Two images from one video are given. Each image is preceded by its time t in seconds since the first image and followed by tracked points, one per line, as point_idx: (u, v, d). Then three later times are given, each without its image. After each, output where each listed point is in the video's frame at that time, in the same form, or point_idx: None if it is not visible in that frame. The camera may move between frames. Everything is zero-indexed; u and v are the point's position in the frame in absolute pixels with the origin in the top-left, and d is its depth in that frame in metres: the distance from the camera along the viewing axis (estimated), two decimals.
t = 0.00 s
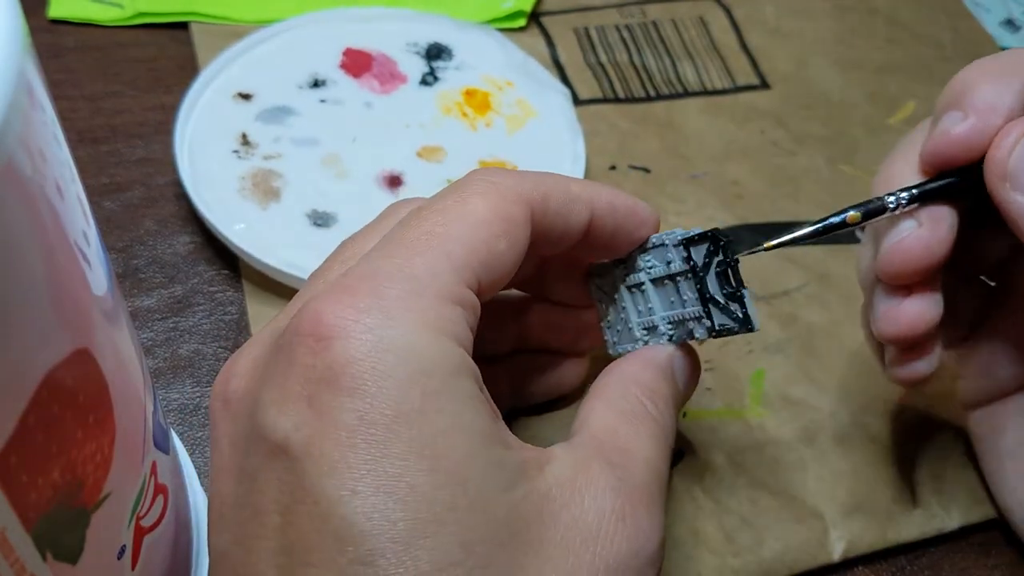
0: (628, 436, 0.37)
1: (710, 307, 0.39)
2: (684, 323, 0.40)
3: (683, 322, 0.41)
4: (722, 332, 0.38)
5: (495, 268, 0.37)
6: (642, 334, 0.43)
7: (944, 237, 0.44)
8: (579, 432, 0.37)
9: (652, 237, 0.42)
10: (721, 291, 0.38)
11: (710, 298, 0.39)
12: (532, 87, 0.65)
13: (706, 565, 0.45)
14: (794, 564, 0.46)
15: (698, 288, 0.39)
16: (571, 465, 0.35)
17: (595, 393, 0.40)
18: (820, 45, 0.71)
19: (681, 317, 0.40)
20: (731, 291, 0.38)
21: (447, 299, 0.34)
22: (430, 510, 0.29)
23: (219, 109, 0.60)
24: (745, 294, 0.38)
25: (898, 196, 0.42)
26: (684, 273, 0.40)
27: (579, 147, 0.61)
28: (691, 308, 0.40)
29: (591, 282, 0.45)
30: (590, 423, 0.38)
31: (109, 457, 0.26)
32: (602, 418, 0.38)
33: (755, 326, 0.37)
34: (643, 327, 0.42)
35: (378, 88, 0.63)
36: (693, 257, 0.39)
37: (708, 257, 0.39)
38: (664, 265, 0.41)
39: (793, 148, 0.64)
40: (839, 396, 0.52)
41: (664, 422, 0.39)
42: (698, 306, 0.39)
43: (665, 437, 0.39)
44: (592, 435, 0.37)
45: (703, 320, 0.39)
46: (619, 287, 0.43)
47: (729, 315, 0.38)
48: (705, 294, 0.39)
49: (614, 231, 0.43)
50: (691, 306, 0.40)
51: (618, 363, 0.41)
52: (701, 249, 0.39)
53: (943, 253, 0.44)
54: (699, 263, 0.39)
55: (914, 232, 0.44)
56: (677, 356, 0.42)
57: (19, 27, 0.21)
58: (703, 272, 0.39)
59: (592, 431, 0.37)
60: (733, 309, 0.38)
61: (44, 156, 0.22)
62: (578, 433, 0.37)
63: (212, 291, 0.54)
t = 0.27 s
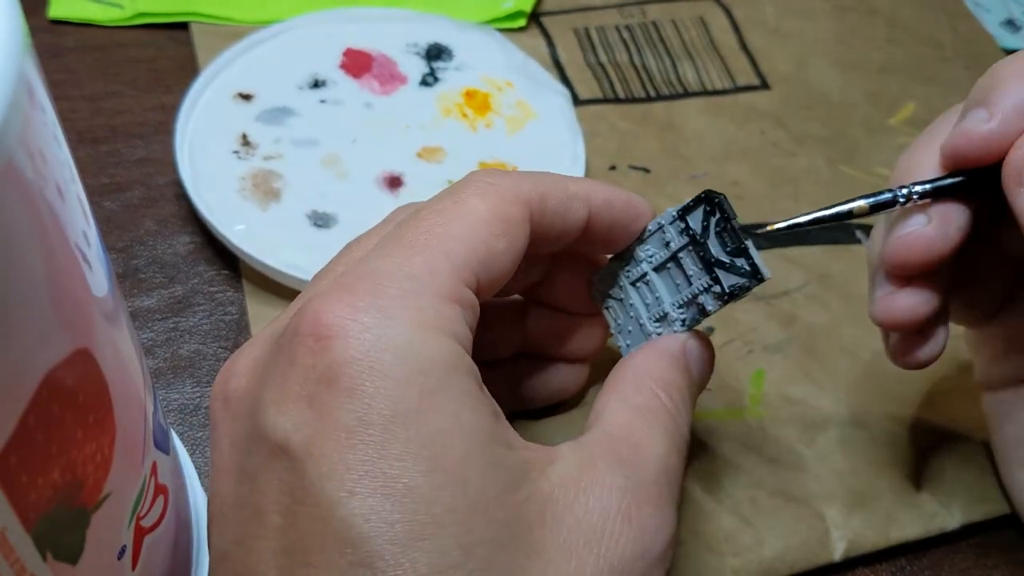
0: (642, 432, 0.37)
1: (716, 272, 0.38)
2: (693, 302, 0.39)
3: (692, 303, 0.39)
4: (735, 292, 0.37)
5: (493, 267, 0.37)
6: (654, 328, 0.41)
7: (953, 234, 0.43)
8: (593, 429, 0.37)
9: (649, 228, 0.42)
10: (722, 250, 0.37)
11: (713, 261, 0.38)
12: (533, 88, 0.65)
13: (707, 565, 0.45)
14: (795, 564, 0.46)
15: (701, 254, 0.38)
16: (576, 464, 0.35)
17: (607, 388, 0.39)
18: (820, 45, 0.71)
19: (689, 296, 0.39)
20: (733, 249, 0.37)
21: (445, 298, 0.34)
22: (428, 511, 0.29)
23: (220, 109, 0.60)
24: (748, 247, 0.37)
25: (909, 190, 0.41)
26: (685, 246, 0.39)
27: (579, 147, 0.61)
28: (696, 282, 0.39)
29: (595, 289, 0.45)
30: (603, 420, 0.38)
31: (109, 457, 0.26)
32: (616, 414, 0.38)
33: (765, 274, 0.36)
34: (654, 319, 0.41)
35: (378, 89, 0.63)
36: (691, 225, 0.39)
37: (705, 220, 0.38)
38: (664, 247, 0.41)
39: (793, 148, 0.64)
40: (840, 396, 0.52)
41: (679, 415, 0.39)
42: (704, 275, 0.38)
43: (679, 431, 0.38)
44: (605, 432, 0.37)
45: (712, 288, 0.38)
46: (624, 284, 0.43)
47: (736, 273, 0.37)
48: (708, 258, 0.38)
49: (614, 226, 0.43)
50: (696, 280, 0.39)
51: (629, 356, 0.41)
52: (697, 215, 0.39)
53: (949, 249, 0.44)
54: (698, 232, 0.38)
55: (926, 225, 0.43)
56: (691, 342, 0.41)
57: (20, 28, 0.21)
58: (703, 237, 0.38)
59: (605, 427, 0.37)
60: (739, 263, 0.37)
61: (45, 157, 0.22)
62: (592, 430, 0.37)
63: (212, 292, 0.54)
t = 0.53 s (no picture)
0: (629, 433, 0.37)
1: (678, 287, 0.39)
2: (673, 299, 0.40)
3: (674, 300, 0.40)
4: (690, 312, 0.38)
5: (490, 263, 0.37)
6: (654, 330, 0.42)
7: (916, 263, 0.43)
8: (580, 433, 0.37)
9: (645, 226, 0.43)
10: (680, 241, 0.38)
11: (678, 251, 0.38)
12: (533, 88, 0.65)
13: (707, 564, 0.45)
14: (794, 564, 0.46)
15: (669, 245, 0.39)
16: (566, 465, 0.34)
17: (594, 393, 0.39)
18: (820, 46, 0.71)
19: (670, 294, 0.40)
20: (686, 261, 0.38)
21: (439, 295, 0.34)
22: (418, 510, 0.30)
23: (220, 109, 0.60)
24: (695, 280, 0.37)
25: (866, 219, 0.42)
26: (659, 242, 0.40)
27: (578, 147, 0.61)
28: (670, 275, 0.39)
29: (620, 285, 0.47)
30: (590, 422, 0.38)
31: (109, 456, 0.26)
32: (603, 417, 0.38)
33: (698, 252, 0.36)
34: (653, 322, 0.42)
35: (378, 89, 0.63)
36: (661, 225, 0.40)
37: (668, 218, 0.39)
38: (650, 248, 0.42)
39: (793, 148, 0.64)
40: (839, 396, 0.52)
41: (668, 417, 0.39)
42: (672, 278, 0.39)
43: (669, 432, 0.38)
44: (592, 433, 0.37)
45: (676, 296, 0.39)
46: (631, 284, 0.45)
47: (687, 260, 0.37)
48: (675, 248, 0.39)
49: (609, 221, 0.44)
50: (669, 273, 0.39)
51: (615, 362, 0.41)
52: (662, 215, 0.40)
53: (909, 281, 0.44)
54: (669, 238, 0.39)
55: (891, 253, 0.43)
56: (677, 346, 0.41)
57: (20, 29, 0.21)
58: (670, 231, 0.39)
59: (592, 429, 0.37)
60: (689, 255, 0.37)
61: (44, 157, 0.22)
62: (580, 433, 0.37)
63: (212, 291, 0.54)
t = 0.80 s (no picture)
0: (632, 433, 0.37)
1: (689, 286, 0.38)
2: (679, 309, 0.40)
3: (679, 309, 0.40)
4: (702, 307, 0.38)
5: (491, 263, 0.37)
6: (653, 331, 0.42)
7: (928, 279, 0.43)
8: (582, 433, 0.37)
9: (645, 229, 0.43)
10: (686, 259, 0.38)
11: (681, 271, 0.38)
12: (533, 88, 0.65)
13: (707, 564, 0.45)
14: (794, 565, 0.45)
15: (674, 259, 0.39)
16: (568, 465, 0.34)
17: (596, 394, 0.39)
18: (820, 46, 0.71)
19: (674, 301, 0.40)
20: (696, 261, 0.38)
21: (440, 295, 0.34)
22: (420, 510, 0.30)
23: (221, 109, 0.60)
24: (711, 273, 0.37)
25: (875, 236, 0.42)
26: (663, 246, 0.40)
27: (579, 147, 0.61)
28: (675, 296, 0.40)
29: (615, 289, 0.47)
30: (592, 422, 0.38)
31: (109, 457, 0.26)
32: (605, 416, 0.38)
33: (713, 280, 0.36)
34: (653, 323, 0.42)
35: (378, 89, 0.63)
36: (663, 234, 0.40)
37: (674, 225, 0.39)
38: (652, 250, 0.42)
39: (793, 148, 0.64)
40: (840, 396, 0.52)
41: (671, 417, 0.39)
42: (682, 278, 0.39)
43: (672, 432, 0.38)
44: (595, 433, 0.37)
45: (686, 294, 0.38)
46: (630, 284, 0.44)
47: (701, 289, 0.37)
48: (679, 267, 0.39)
49: (609, 223, 0.44)
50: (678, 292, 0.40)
51: (619, 363, 0.41)
52: (666, 225, 0.40)
53: (921, 297, 0.43)
54: (673, 238, 0.39)
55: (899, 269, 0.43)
56: (682, 347, 0.41)
57: (20, 29, 0.21)
58: (673, 243, 0.39)
59: (595, 428, 0.37)
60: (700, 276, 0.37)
61: (45, 157, 0.22)
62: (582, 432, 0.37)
63: (212, 291, 0.54)
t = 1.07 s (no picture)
0: (635, 453, 0.38)
1: (758, 344, 0.40)
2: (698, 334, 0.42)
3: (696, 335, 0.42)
4: (759, 366, 0.41)
5: (526, 273, 0.34)
6: (637, 332, 0.42)
7: (1010, 237, 0.43)
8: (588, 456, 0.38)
9: (693, 246, 0.41)
10: (782, 335, 0.40)
11: (762, 334, 0.40)
12: (533, 88, 0.65)
13: (707, 564, 0.45)
14: (794, 565, 0.46)
15: (756, 319, 0.40)
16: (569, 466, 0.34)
17: (595, 406, 0.40)
18: (820, 46, 0.71)
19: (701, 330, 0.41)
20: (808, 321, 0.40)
21: (478, 319, 0.31)
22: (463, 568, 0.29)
23: (221, 108, 0.60)
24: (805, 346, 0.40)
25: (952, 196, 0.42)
26: (745, 302, 0.40)
27: (579, 146, 0.61)
28: (724, 327, 0.41)
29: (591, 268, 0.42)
30: (597, 437, 0.38)
31: (109, 457, 0.26)
32: (609, 431, 0.39)
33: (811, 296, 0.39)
34: (642, 326, 0.42)
35: (378, 88, 0.63)
36: (764, 296, 0.40)
37: (783, 302, 0.40)
38: (699, 275, 0.41)
39: (793, 149, 0.64)
40: (839, 396, 0.52)
41: (665, 426, 0.40)
42: (743, 335, 0.41)
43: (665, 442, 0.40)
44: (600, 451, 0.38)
45: (738, 347, 0.41)
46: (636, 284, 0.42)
47: (778, 360, 0.40)
48: (761, 331, 0.40)
49: (650, 222, 0.40)
50: (726, 326, 0.41)
51: (616, 372, 0.41)
52: (757, 283, 0.40)
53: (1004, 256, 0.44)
54: (767, 305, 0.40)
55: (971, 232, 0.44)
56: (676, 360, 0.42)
57: (21, 27, 0.21)
58: (770, 313, 0.40)
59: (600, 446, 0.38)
60: (790, 354, 0.40)
61: (45, 155, 0.22)
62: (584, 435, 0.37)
63: (213, 292, 0.54)
